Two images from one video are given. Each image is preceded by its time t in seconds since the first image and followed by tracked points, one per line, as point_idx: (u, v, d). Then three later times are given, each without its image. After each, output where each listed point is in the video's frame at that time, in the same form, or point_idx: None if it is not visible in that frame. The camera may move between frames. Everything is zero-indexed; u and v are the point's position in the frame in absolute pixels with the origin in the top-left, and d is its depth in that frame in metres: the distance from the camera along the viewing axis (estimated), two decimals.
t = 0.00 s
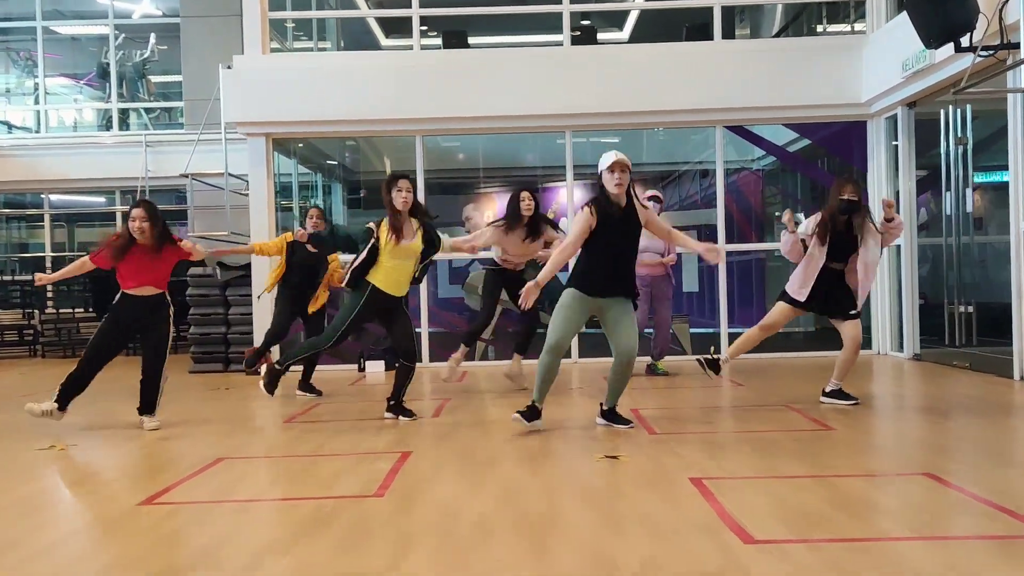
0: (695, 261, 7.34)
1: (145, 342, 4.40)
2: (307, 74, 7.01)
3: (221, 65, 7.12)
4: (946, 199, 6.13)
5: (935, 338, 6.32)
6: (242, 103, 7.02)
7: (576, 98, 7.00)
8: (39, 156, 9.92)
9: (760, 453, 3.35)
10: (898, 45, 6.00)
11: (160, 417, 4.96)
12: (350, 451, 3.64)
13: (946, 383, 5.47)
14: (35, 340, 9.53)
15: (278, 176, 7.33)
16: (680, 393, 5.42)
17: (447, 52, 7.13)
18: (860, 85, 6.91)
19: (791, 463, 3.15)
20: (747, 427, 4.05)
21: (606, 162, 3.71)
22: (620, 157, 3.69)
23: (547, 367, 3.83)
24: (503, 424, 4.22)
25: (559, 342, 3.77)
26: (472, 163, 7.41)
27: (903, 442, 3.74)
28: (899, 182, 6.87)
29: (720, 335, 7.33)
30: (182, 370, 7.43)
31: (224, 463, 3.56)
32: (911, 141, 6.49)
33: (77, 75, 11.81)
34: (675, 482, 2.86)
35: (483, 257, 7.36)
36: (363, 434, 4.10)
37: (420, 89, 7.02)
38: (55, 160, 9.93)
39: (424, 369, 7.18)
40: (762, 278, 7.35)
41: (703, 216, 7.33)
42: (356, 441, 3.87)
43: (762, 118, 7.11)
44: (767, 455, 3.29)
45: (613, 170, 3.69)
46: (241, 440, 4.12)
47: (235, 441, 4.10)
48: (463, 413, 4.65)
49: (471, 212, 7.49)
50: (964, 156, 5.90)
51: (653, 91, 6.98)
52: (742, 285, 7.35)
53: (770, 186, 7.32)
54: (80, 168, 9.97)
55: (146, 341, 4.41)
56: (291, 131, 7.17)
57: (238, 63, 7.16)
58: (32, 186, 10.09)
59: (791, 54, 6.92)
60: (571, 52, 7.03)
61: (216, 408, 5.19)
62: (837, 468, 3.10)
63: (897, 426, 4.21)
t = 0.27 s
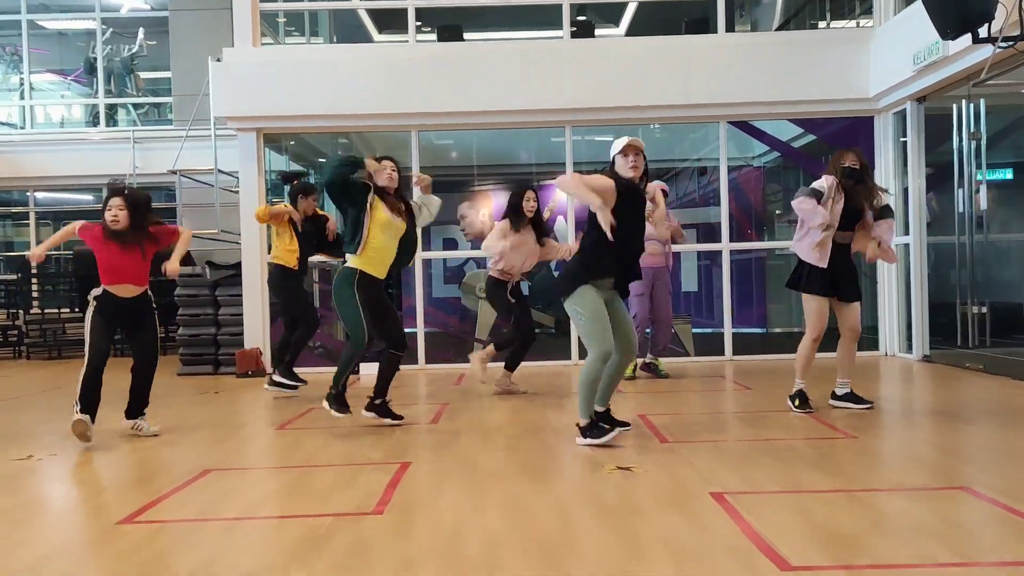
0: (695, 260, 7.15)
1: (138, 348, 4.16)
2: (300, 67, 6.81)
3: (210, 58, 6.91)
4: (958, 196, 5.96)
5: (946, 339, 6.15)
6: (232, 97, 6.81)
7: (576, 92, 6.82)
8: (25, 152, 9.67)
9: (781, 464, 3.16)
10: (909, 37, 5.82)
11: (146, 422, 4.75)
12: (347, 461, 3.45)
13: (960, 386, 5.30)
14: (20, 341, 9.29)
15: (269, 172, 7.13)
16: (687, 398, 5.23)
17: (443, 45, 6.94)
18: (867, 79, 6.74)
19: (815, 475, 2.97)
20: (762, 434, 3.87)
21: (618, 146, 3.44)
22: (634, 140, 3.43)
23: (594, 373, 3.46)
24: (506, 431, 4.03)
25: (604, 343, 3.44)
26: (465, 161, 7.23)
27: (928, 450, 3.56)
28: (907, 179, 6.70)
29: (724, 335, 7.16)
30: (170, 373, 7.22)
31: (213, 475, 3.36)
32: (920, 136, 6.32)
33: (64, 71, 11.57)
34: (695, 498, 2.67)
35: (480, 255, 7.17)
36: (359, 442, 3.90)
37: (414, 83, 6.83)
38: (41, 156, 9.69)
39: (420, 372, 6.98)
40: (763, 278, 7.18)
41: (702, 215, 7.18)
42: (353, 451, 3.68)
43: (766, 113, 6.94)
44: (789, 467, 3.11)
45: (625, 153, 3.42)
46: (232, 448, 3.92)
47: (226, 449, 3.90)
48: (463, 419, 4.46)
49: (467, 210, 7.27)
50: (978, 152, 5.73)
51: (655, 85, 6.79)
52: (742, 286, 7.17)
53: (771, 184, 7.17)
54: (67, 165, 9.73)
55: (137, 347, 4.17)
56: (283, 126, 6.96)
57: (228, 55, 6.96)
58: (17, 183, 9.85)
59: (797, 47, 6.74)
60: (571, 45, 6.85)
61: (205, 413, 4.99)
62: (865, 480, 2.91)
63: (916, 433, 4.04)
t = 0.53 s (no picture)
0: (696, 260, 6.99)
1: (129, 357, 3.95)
2: (292, 63, 6.61)
3: (199, 53, 6.71)
4: (971, 194, 5.78)
5: (959, 342, 5.97)
6: (221, 94, 6.61)
7: (576, 88, 6.63)
8: (11, 151, 9.45)
9: (803, 476, 2.97)
10: (920, 31, 5.64)
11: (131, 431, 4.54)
12: (341, 474, 3.25)
13: (977, 391, 5.12)
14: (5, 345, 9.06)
15: (259, 172, 6.92)
16: (694, 404, 5.05)
17: (439, 40, 6.74)
18: (874, 75, 6.56)
19: (842, 489, 2.77)
20: (778, 443, 3.68)
21: (607, 161, 3.33)
22: (627, 156, 3.31)
23: (633, 394, 3.27)
24: (509, 440, 3.84)
25: (649, 363, 3.23)
26: (460, 160, 7.03)
27: (957, 460, 3.36)
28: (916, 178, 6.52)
29: (727, 338, 6.97)
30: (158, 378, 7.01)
31: (199, 489, 3.16)
32: (930, 132, 6.14)
33: (53, 69, 11.35)
34: (716, 515, 2.48)
35: (478, 256, 6.97)
36: (354, 452, 3.71)
37: (410, 79, 6.63)
38: (27, 155, 9.47)
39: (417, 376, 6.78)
40: (763, 280, 6.99)
41: (706, 215, 6.99)
42: (347, 462, 3.48)
43: (770, 110, 6.76)
44: (813, 479, 2.92)
45: (618, 169, 3.33)
46: (220, 459, 3.72)
47: (214, 461, 3.69)
48: (464, 427, 4.27)
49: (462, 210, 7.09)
50: (992, 148, 5.56)
51: (657, 81, 6.60)
52: (744, 287, 6.98)
53: (772, 185, 6.97)
54: (53, 165, 9.50)
55: (120, 356, 3.93)
56: (274, 123, 6.75)
57: (217, 50, 6.75)
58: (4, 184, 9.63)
59: (803, 43, 6.56)
60: (570, 40, 6.65)
61: (193, 421, 4.79)
62: (896, 494, 2.72)
63: (938, 440, 3.85)
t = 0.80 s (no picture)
0: (692, 266, 6.91)
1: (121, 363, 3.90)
2: (286, 67, 6.54)
3: (192, 57, 6.63)
4: (973, 200, 5.72)
5: (960, 349, 5.91)
6: (214, 99, 6.53)
7: (574, 93, 6.56)
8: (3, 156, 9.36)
9: (809, 489, 2.91)
10: (921, 35, 5.59)
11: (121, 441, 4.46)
12: (335, 487, 3.17)
13: (980, 399, 5.06)
14: None
15: (253, 177, 6.85)
16: (693, 412, 4.98)
17: (435, 44, 6.68)
18: (874, 79, 6.50)
19: (849, 503, 2.71)
20: (781, 454, 3.62)
21: (593, 143, 3.31)
22: (613, 137, 3.29)
23: (622, 400, 3.22)
24: (506, 451, 3.77)
25: (638, 366, 3.20)
26: (456, 166, 7.00)
27: (965, 473, 3.28)
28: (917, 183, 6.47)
29: (727, 344, 6.90)
30: (151, 386, 6.92)
31: (189, 503, 3.08)
32: (931, 137, 6.05)
33: (46, 74, 11.27)
34: (721, 531, 2.41)
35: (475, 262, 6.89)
36: (348, 463, 3.63)
37: (406, 84, 6.56)
38: (19, 161, 9.38)
39: (413, 384, 6.71)
40: (761, 284, 6.94)
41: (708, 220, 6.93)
42: (342, 474, 3.41)
43: (769, 115, 6.70)
44: (818, 493, 2.85)
45: (604, 151, 3.31)
46: (212, 472, 3.64)
47: (205, 473, 3.62)
48: (461, 437, 4.19)
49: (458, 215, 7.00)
50: (995, 153, 5.51)
51: (655, 85, 6.54)
52: (742, 292, 6.91)
53: (770, 188, 6.94)
54: (45, 170, 9.41)
55: (111, 361, 3.87)
56: (268, 128, 6.68)
57: (210, 54, 6.68)
58: None
59: (802, 47, 6.50)
60: (567, 44, 6.59)
61: (185, 431, 4.71)
62: (904, 509, 2.65)
63: (943, 450, 3.78)
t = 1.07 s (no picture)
0: (685, 271, 7.00)
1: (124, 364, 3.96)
2: (283, 76, 6.64)
3: (189, 69, 6.72)
4: (956, 209, 5.82)
5: (945, 355, 6.01)
6: (210, 110, 6.62)
7: (565, 103, 6.66)
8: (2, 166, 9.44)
9: (786, 492, 3.00)
10: (905, 47, 5.69)
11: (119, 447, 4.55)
12: (326, 492, 3.26)
13: (963, 404, 5.15)
14: None
15: (248, 186, 6.93)
16: (681, 418, 5.08)
17: (429, 56, 6.77)
18: (861, 89, 6.60)
19: (823, 505, 2.80)
20: (763, 459, 3.71)
21: (584, 155, 3.40)
22: (602, 150, 3.39)
23: (606, 403, 3.30)
24: (495, 456, 3.86)
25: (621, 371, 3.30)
26: (452, 173, 7.07)
27: (940, 477, 3.38)
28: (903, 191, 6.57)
29: (716, 350, 7.00)
30: (148, 392, 7.01)
31: (185, 507, 3.17)
32: (916, 146, 6.19)
33: (43, 83, 11.36)
34: (697, 533, 2.50)
35: (469, 269, 6.98)
36: (340, 469, 3.72)
37: (401, 95, 6.66)
38: (17, 170, 9.46)
39: (407, 390, 6.80)
40: (753, 290, 7.02)
41: (698, 228, 7.00)
42: (333, 479, 3.49)
43: (758, 125, 6.80)
44: (794, 496, 2.94)
45: (594, 164, 3.40)
46: (207, 477, 3.73)
47: (200, 479, 3.70)
48: (451, 443, 4.28)
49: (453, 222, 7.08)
50: (977, 163, 5.60)
51: (645, 95, 6.64)
52: (732, 298, 7.02)
53: (761, 196, 7.02)
54: (42, 179, 9.49)
55: (107, 367, 3.96)
56: (264, 138, 6.77)
57: (206, 66, 6.77)
58: None
59: (789, 58, 6.61)
60: (559, 55, 6.69)
61: (181, 438, 4.80)
62: (876, 510, 2.75)
63: (921, 454, 3.88)
